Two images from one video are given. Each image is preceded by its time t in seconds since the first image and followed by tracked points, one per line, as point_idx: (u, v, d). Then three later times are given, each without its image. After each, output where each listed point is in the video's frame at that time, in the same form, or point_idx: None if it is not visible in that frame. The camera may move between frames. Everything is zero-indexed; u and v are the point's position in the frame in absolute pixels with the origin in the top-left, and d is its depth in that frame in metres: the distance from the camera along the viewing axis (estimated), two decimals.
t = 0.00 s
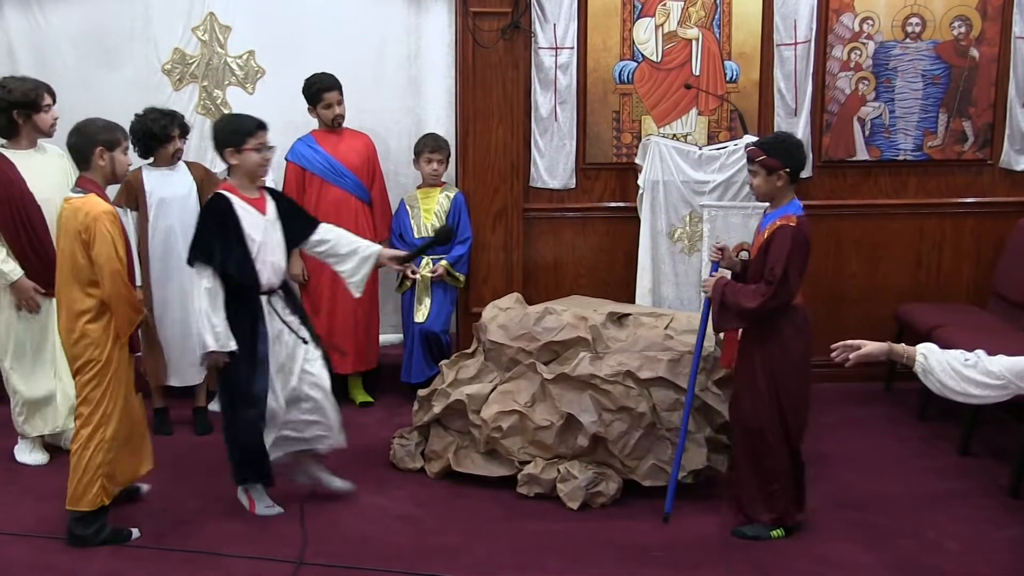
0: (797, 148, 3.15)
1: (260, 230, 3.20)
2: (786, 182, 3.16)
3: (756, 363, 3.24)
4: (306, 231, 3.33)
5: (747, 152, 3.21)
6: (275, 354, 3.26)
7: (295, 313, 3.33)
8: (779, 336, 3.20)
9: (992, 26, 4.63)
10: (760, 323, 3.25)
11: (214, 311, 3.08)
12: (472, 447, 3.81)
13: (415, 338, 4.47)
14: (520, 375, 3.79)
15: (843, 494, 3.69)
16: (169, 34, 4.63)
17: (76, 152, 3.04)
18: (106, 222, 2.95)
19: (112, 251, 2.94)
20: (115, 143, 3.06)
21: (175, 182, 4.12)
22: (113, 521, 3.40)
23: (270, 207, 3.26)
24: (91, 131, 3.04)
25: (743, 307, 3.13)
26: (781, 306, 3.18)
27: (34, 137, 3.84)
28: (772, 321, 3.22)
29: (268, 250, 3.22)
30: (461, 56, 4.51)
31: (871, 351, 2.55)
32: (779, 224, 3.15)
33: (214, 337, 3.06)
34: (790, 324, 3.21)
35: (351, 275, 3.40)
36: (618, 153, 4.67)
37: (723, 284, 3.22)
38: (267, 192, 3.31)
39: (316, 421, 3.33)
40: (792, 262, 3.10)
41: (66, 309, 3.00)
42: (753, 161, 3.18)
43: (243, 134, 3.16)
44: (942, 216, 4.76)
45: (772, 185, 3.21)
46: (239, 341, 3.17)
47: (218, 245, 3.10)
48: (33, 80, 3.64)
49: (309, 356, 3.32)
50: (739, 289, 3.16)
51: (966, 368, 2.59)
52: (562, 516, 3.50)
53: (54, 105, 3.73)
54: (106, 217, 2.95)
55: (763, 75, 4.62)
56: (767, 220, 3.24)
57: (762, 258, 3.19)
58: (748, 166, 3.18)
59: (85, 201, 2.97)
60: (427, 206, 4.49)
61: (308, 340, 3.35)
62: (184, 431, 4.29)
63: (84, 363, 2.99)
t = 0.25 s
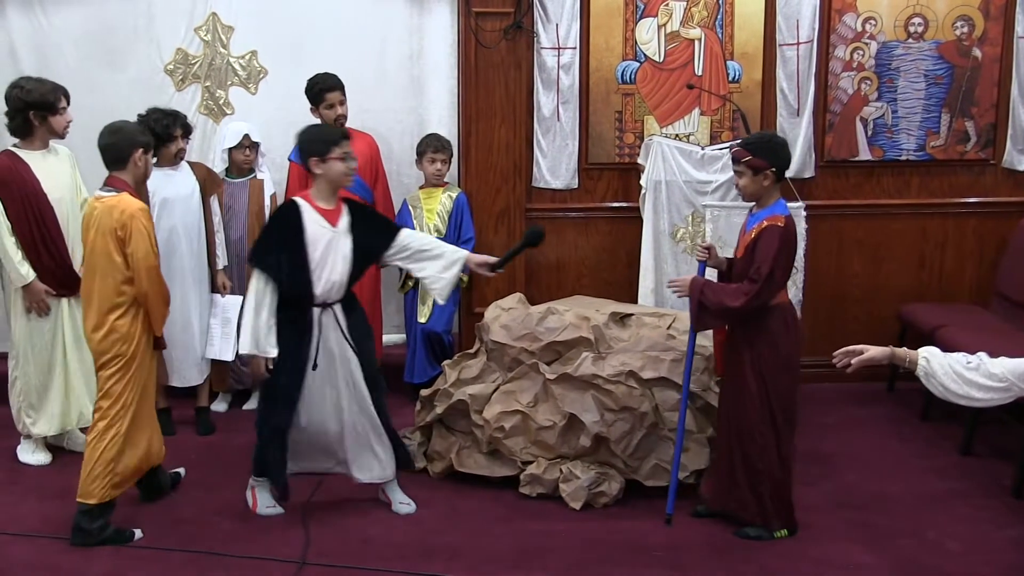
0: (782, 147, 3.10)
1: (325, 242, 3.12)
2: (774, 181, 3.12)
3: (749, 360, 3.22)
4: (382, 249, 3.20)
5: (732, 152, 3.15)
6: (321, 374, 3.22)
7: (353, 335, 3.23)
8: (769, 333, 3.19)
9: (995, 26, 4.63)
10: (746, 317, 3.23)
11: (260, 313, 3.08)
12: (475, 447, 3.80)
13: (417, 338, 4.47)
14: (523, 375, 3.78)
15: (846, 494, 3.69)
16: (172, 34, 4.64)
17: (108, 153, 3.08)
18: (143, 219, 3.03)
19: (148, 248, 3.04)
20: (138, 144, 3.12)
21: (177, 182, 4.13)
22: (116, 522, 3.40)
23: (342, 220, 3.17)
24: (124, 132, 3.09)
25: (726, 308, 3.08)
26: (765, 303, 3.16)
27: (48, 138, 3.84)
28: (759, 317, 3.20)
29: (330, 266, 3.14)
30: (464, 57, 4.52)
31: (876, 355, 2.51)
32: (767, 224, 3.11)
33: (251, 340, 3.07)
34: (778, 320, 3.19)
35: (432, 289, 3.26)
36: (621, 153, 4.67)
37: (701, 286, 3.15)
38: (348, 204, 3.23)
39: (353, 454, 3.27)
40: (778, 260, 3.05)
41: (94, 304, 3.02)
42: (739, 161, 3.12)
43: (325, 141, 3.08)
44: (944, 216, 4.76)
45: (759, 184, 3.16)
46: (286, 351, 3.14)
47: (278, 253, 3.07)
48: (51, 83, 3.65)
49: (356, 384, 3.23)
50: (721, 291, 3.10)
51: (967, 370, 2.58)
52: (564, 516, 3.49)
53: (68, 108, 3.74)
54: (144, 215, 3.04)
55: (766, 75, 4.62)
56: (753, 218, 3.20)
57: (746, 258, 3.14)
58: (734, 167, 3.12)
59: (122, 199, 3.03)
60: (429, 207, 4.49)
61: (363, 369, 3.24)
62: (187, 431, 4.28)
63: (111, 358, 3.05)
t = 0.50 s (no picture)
0: (769, 146, 3.11)
1: (379, 240, 3.18)
2: (761, 179, 3.14)
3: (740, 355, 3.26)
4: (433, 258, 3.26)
5: (720, 151, 3.17)
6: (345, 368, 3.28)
7: (380, 333, 3.30)
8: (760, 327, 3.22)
9: (997, 26, 4.63)
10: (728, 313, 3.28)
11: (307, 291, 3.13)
12: (476, 447, 3.81)
13: (418, 338, 4.47)
14: (524, 375, 3.77)
15: (847, 494, 3.69)
16: (174, 34, 4.64)
17: (139, 141, 3.27)
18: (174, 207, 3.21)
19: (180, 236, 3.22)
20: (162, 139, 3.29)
21: (178, 181, 4.12)
22: (117, 522, 3.40)
23: (403, 225, 3.21)
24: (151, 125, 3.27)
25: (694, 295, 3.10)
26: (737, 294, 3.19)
27: (56, 138, 3.85)
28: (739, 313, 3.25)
29: (378, 268, 3.21)
30: (466, 57, 4.52)
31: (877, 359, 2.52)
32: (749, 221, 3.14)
33: (291, 317, 3.14)
34: (765, 316, 3.22)
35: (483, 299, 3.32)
36: (622, 153, 4.67)
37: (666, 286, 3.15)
38: (413, 209, 3.26)
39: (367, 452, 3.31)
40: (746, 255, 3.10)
41: (133, 289, 3.24)
42: (726, 161, 3.15)
43: (399, 145, 3.14)
44: (946, 216, 4.76)
45: (747, 182, 3.18)
46: (323, 333, 3.20)
47: (334, 236, 3.12)
48: (59, 82, 3.65)
49: (376, 383, 3.30)
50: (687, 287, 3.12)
51: (967, 373, 2.58)
52: (565, 516, 3.49)
53: (76, 108, 3.74)
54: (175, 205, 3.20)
55: (767, 75, 4.63)
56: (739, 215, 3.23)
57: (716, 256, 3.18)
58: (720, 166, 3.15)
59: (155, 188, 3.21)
60: (431, 207, 4.49)
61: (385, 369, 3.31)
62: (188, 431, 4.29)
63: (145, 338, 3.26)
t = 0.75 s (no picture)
0: (749, 148, 3.11)
1: (397, 238, 3.18)
2: (744, 181, 3.15)
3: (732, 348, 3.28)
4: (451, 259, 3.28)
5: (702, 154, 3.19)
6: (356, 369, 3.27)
7: (393, 333, 3.30)
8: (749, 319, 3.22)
9: (996, 26, 4.63)
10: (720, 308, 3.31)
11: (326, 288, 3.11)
12: (476, 447, 3.81)
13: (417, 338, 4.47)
14: (524, 375, 3.77)
15: (847, 494, 3.69)
16: (173, 35, 4.64)
17: (163, 136, 3.40)
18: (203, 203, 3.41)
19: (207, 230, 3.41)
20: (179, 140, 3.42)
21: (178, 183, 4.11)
22: (117, 522, 3.40)
23: (421, 225, 3.22)
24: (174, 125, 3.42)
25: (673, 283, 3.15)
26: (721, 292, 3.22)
27: (55, 138, 3.85)
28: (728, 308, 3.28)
29: (395, 266, 3.21)
30: (465, 58, 4.53)
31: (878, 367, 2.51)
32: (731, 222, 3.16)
33: (313, 314, 3.11)
34: (756, 310, 3.23)
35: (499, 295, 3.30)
36: (621, 154, 4.67)
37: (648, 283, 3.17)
38: (431, 208, 3.27)
39: (376, 453, 3.31)
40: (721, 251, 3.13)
41: (167, 278, 3.40)
42: (708, 165, 3.16)
43: (419, 143, 3.16)
44: (946, 216, 4.76)
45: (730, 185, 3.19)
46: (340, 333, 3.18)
47: (352, 235, 3.11)
48: (58, 82, 3.66)
49: (387, 384, 3.29)
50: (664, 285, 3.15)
51: (967, 379, 2.57)
52: (565, 516, 3.49)
53: (76, 108, 3.75)
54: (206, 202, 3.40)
55: (766, 76, 4.63)
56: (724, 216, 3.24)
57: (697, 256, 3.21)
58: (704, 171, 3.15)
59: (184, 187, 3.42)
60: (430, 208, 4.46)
61: (397, 371, 3.31)
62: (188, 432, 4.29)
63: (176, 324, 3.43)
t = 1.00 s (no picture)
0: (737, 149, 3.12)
1: (396, 237, 3.17)
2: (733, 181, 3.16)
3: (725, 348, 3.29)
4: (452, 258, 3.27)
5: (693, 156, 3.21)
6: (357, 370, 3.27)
7: (392, 334, 3.31)
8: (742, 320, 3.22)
9: (995, 27, 4.63)
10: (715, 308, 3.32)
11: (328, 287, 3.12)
12: (476, 448, 3.81)
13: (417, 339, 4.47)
14: (523, 376, 3.77)
15: (847, 495, 3.69)
16: (173, 35, 4.64)
17: (209, 139, 3.51)
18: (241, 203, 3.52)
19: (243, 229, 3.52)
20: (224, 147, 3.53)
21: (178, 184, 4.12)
22: (117, 522, 3.40)
23: (421, 224, 3.21)
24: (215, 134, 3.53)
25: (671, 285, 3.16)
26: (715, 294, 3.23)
27: (55, 138, 3.85)
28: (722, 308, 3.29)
29: (395, 265, 3.21)
30: (465, 58, 4.53)
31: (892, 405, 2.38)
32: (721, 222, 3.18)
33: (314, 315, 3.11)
34: (748, 310, 3.22)
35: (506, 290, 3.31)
36: (621, 154, 4.67)
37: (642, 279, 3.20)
38: (432, 207, 3.26)
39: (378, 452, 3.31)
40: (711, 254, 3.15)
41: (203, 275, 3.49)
42: (697, 166, 3.19)
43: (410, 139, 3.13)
44: (945, 217, 4.76)
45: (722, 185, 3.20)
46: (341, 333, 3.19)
47: (353, 235, 3.12)
48: (55, 82, 3.67)
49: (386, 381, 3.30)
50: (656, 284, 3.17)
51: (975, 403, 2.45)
52: (566, 517, 3.49)
53: (73, 108, 3.75)
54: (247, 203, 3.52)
55: (766, 76, 4.63)
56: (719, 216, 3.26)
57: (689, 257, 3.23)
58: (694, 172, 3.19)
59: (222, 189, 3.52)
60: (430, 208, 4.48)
61: (396, 370, 3.33)
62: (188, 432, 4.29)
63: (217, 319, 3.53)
